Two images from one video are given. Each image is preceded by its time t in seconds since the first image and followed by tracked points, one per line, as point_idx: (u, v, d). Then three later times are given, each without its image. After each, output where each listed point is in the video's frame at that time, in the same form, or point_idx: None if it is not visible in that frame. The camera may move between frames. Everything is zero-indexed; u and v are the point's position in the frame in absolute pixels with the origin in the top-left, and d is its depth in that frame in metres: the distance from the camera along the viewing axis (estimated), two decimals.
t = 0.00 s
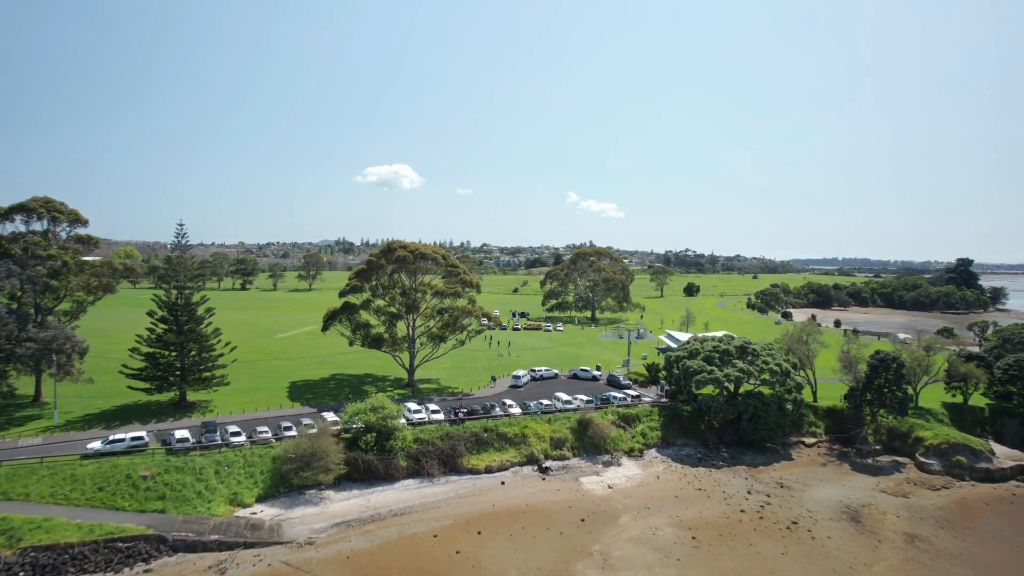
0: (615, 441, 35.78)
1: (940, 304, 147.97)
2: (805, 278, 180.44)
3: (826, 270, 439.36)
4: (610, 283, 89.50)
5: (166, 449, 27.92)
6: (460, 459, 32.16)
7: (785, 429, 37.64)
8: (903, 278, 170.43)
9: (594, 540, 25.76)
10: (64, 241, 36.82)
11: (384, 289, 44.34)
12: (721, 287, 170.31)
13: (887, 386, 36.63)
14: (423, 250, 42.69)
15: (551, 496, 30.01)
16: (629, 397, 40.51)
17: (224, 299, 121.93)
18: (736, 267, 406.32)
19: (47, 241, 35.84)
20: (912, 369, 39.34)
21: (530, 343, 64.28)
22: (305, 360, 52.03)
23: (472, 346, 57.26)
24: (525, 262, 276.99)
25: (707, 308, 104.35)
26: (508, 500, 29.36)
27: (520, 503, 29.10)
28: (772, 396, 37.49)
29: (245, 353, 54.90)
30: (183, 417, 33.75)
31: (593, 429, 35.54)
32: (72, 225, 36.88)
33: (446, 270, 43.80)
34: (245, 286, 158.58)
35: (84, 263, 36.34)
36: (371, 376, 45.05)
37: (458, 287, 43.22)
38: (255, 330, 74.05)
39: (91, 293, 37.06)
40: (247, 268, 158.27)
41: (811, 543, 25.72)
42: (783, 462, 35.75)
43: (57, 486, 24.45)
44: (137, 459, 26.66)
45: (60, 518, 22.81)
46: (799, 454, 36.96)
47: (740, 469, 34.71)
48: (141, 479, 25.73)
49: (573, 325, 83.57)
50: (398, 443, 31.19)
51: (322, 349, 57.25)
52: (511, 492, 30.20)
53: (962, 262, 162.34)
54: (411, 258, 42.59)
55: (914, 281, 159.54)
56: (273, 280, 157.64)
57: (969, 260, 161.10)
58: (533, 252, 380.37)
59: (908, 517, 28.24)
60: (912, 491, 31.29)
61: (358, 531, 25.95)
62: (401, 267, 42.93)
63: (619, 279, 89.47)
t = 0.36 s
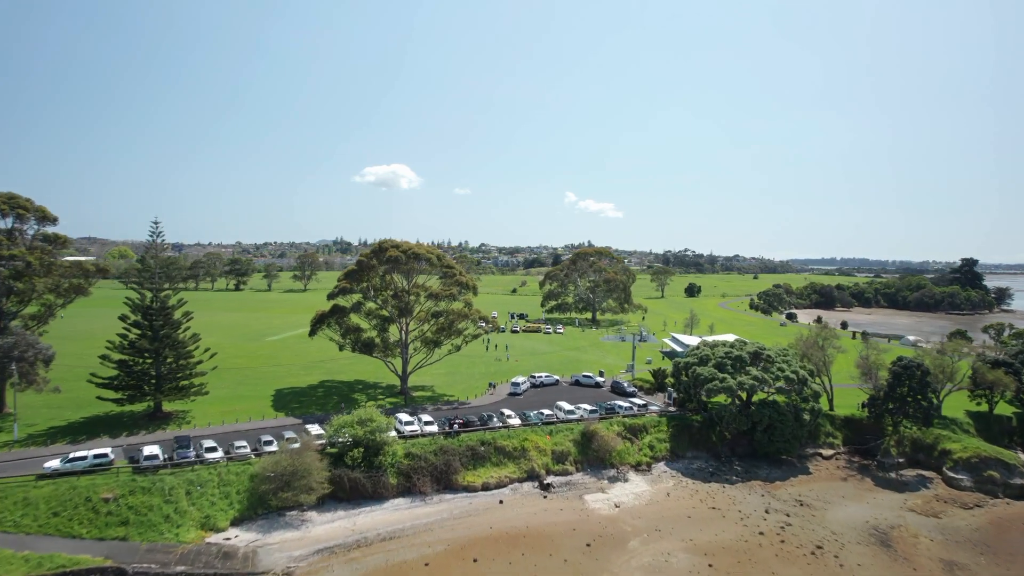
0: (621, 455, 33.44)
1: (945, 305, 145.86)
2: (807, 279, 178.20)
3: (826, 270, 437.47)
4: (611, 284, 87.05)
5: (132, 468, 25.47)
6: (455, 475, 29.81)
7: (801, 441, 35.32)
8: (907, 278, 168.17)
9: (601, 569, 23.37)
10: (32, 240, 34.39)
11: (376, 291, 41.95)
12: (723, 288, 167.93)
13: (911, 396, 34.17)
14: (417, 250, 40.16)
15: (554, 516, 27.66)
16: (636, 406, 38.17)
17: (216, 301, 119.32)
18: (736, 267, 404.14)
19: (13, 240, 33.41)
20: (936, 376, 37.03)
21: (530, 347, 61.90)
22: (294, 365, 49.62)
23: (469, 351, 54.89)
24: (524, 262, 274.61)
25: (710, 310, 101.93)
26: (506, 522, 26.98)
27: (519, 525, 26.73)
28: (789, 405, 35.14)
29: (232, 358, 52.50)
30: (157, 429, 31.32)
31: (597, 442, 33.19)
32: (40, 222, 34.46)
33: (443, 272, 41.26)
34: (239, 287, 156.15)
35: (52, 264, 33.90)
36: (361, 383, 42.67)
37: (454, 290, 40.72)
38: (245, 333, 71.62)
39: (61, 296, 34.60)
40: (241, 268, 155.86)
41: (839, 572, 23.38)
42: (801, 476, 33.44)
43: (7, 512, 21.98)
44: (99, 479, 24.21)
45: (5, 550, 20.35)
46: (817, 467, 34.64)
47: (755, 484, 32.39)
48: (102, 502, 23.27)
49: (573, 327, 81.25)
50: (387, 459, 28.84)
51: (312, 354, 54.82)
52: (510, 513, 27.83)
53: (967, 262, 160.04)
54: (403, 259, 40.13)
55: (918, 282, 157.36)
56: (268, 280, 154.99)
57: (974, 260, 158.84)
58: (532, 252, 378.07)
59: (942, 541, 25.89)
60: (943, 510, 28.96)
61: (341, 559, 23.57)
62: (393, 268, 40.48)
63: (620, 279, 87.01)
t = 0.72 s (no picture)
0: (627, 471, 31.08)
1: (949, 305, 143.87)
2: (809, 279, 176.08)
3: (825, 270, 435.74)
4: (611, 285, 84.65)
5: (90, 490, 23.01)
6: (448, 495, 27.42)
7: (820, 454, 32.99)
8: (909, 279, 166.08)
9: None
10: None
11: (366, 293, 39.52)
12: (723, 288, 165.82)
13: (939, 406, 31.75)
14: (410, 251, 37.62)
15: (556, 541, 25.28)
16: (642, 416, 35.81)
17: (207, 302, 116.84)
18: (735, 267, 402.30)
19: None
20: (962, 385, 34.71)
21: (528, 351, 59.49)
22: (281, 371, 47.21)
23: (465, 356, 52.44)
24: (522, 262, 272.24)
25: (713, 311, 99.61)
26: (504, 549, 24.57)
27: (518, 552, 24.33)
28: (807, 416, 32.78)
29: (216, 364, 50.01)
30: (125, 444, 28.87)
31: (602, 457, 30.83)
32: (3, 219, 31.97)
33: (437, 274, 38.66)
34: (232, 288, 153.55)
35: (15, 265, 31.40)
36: (350, 391, 40.29)
37: (449, 293, 38.15)
38: (234, 336, 69.25)
39: (24, 299, 32.11)
40: (234, 269, 153.30)
41: None
42: (821, 492, 31.09)
43: None
44: (52, 505, 21.76)
45: None
46: (837, 483, 32.29)
47: (771, 502, 30.04)
48: (53, 531, 20.81)
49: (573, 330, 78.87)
50: (374, 478, 26.45)
51: (301, 359, 52.45)
52: (508, 538, 25.42)
53: (970, 262, 157.91)
54: (395, 259, 37.69)
55: (921, 282, 155.30)
56: (261, 281, 152.50)
57: (978, 260, 156.72)
58: (530, 252, 375.74)
59: (984, 569, 23.53)
60: (979, 532, 26.61)
61: None
62: (383, 269, 38.06)
63: (620, 280, 84.57)
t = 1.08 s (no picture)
0: (636, 489, 28.71)
1: (955, 306, 141.82)
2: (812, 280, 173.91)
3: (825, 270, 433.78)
4: (612, 286, 82.20)
5: (43, 516, 20.61)
6: (442, 518, 25.04)
7: (845, 469, 30.62)
8: (914, 279, 163.94)
9: None
10: None
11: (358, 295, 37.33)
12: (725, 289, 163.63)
13: (974, 419, 29.17)
14: (404, 251, 35.09)
15: (561, 570, 22.89)
16: (652, 428, 33.43)
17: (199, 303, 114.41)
18: (735, 267, 400.25)
19: None
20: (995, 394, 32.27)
21: (529, 355, 57.16)
22: (268, 377, 44.83)
23: (463, 362, 50.06)
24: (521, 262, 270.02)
25: (717, 312, 97.39)
26: None
27: None
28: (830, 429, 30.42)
29: (202, 370, 47.64)
30: (90, 461, 26.46)
31: (609, 474, 28.46)
32: None
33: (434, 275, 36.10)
34: (226, 289, 151.14)
35: None
36: (340, 400, 37.92)
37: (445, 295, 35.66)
38: (223, 339, 66.89)
39: None
40: (229, 269, 151.01)
41: None
42: (846, 510, 28.76)
43: None
44: None
45: None
46: (862, 500, 29.90)
47: (793, 523, 27.65)
48: None
49: (575, 332, 76.57)
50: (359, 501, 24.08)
51: (290, 364, 50.11)
52: (508, 567, 23.04)
53: (976, 263, 155.70)
54: (387, 260, 35.29)
55: (926, 283, 153.14)
56: (256, 281, 150.15)
57: (984, 260, 154.47)
58: (529, 252, 373.30)
59: None
60: None
61: None
62: (375, 270, 35.67)
63: (622, 281, 82.09)
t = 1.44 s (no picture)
0: (648, 510, 26.30)
1: (963, 308, 139.44)
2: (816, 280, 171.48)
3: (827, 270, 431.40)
4: (616, 286, 79.54)
5: None
6: (436, 546, 22.63)
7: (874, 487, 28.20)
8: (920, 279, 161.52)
9: None
10: None
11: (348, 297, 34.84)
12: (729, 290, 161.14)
13: (1017, 434, 26.42)
14: (397, 251, 32.60)
15: None
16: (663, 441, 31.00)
17: (194, 304, 112.03)
18: (736, 267, 397.80)
19: None
20: None
21: (530, 360, 54.77)
22: (255, 384, 42.42)
23: (461, 368, 47.64)
24: (521, 262, 267.60)
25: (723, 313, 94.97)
26: None
27: None
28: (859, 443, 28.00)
29: (186, 376, 45.26)
30: (49, 480, 24.01)
31: (619, 494, 26.05)
32: None
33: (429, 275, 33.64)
34: (222, 289, 148.64)
35: None
36: (329, 410, 35.52)
37: (440, 298, 33.19)
38: (214, 342, 64.49)
39: None
40: (224, 269, 148.65)
41: None
42: (877, 533, 26.35)
43: None
44: None
45: None
46: (893, 521, 27.47)
47: (821, 548, 25.24)
48: None
49: (577, 335, 74.16)
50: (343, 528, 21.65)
51: (279, 370, 47.71)
52: None
53: (983, 263, 153.20)
54: (378, 260, 32.80)
55: (933, 283, 150.71)
56: (253, 282, 147.71)
57: (992, 261, 151.92)
58: (529, 252, 370.29)
59: None
60: None
61: None
62: (365, 271, 33.22)
63: (626, 281, 79.41)
